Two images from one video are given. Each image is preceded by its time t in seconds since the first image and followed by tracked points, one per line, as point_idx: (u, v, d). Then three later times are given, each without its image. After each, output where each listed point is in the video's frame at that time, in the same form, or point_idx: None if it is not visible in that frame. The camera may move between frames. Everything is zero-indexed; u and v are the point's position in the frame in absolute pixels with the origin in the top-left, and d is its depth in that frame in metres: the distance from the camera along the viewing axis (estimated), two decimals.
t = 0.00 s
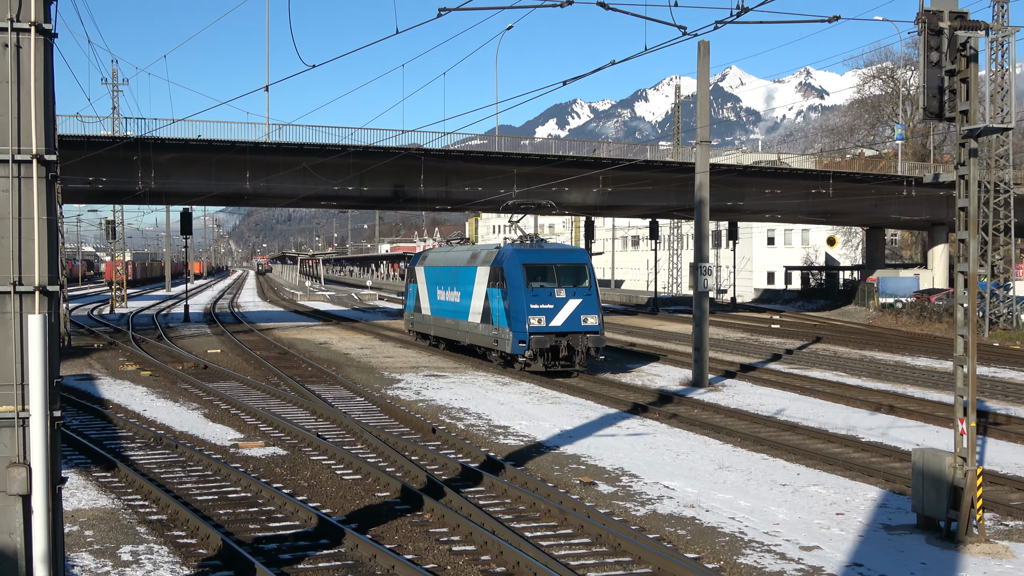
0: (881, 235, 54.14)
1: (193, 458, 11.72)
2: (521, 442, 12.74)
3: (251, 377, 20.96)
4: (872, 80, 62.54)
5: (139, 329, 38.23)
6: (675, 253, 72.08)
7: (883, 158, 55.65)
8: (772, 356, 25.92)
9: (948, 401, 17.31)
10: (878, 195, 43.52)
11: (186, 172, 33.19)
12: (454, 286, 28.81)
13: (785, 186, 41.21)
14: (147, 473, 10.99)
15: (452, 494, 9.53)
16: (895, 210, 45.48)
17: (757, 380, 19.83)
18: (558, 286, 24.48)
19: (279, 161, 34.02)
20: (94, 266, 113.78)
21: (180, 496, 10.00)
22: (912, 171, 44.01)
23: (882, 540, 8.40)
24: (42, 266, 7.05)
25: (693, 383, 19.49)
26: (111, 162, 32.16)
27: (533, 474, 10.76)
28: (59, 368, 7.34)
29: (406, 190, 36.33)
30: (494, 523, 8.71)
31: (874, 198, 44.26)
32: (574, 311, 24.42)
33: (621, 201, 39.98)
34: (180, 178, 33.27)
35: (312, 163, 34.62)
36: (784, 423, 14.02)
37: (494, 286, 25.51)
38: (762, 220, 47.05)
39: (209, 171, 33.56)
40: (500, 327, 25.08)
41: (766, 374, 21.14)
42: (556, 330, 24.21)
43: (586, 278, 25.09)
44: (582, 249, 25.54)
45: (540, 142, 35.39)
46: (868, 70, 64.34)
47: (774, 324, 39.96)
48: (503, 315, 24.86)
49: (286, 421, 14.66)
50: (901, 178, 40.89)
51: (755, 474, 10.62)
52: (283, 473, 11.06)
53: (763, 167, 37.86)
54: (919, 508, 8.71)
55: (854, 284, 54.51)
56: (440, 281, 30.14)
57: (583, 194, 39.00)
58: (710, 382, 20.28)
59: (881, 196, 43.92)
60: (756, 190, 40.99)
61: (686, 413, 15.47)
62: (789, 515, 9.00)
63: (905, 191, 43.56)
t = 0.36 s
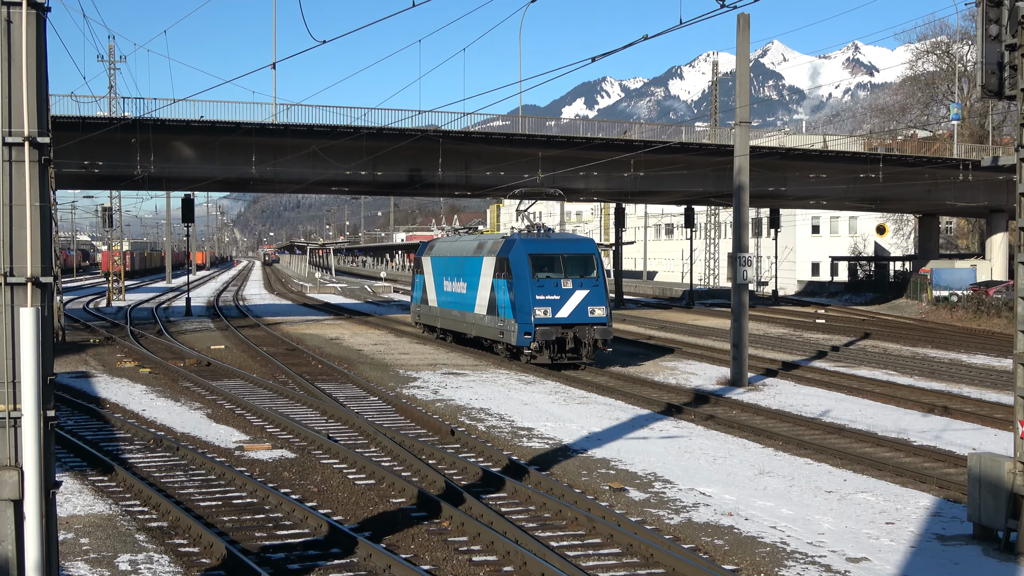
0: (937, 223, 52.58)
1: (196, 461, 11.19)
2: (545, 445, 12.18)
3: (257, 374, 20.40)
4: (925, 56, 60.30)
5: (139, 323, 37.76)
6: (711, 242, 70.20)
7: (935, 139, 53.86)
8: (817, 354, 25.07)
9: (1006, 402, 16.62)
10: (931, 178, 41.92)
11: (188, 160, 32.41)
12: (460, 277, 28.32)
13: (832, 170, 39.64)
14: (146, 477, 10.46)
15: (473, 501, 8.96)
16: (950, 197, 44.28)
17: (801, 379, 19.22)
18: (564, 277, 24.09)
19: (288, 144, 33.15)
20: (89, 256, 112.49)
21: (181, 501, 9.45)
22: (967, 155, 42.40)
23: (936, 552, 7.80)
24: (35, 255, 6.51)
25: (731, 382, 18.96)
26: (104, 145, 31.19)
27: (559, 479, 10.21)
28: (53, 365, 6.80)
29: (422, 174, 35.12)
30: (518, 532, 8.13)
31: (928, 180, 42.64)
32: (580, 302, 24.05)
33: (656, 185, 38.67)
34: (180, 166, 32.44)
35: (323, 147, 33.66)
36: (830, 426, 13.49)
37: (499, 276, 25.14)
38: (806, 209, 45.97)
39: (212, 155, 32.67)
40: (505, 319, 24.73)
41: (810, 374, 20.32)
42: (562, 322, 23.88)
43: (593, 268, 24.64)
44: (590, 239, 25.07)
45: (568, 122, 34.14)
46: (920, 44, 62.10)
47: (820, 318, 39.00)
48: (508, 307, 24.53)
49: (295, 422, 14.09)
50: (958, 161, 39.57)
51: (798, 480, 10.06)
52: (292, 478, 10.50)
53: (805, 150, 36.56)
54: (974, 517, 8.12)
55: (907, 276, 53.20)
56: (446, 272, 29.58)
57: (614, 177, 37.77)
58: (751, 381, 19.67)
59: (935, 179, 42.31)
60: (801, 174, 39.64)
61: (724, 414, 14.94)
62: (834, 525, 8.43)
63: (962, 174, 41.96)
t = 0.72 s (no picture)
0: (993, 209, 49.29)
1: (198, 464, 10.71)
2: (571, 447, 11.70)
3: (262, 372, 19.92)
4: (979, 30, 58.28)
5: (138, 318, 37.38)
6: (751, 231, 68.33)
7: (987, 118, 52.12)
8: (864, 351, 24.47)
9: None
10: (985, 161, 40.50)
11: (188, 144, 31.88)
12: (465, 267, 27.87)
13: (880, 152, 38.72)
14: (145, 481, 9.98)
15: (494, 508, 8.46)
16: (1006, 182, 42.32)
17: (845, 377, 18.70)
18: (570, 267, 23.73)
19: (297, 127, 32.60)
20: (82, 246, 111.63)
21: (184, 507, 8.98)
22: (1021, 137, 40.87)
23: (993, 563, 7.28)
24: (25, 245, 6.01)
25: (770, 380, 18.58)
26: (98, 130, 30.93)
27: (585, 484, 9.75)
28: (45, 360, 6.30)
29: (439, 157, 34.44)
30: (543, 540, 7.63)
31: (984, 163, 41.12)
32: (587, 292, 23.68)
33: (689, 169, 37.56)
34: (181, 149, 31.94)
35: (332, 129, 33.06)
36: (877, 428, 13.07)
37: (504, 267, 24.79)
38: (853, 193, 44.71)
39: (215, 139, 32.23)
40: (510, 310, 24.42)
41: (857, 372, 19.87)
42: (568, 313, 23.50)
43: (600, 257, 24.27)
44: (597, 228, 24.70)
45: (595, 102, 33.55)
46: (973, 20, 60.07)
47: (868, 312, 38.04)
48: (513, 297, 24.20)
49: (303, 422, 13.58)
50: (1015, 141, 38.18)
51: (842, 486, 9.59)
52: (301, 483, 10.02)
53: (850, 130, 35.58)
54: None
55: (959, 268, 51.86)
56: (452, 262, 29.06)
57: (649, 162, 37.01)
58: (791, 378, 19.19)
59: (991, 162, 40.76)
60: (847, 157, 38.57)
61: (764, 414, 14.50)
62: (880, 533, 7.93)
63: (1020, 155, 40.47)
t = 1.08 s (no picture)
0: None
1: (191, 474, 10.24)
2: (588, 456, 11.30)
3: (259, 375, 19.42)
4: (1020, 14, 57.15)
5: (127, 318, 36.88)
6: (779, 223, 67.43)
7: None
8: (902, 353, 24.03)
9: None
10: None
11: (180, 133, 31.47)
12: (462, 263, 27.53)
13: (919, 141, 38.12)
14: (135, 491, 9.54)
15: (506, 520, 8.01)
16: None
17: (881, 381, 18.31)
18: (566, 263, 23.66)
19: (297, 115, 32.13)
20: (67, 241, 110.84)
21: (177, 519, 8.54)
22: None
23: None
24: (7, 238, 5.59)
25: (802, 384, 18.27)
26: (85, 118, 30.48)
27: (604, 496, 9.41)
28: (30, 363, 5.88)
29: (447, 146, 33.91)
30: (558, 555, 7.19)
31: None
32: (583, 288, 23.67)
33: (715, 158, 36.95)
34: (172, 136, 31.51)
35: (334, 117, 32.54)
36: (915, 435, 12.84)
37: (499, 262, 24.62)
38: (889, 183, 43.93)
39: (210, 126, 31.77)
40: (505, 306, 24.32)
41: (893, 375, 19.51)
42: (564, 309, 23.50)
43: (597, 252, 24.16)
44: (593, 222, 24.57)
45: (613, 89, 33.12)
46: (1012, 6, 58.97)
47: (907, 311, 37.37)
48: (507, 293, 24.11)
49: (303, 429, 13.11)
50: None
51: (879, 497, 9.47)
52: (302, 494, 9.55)
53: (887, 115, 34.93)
54: None
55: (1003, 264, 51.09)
56: (450, 257, 28.62)
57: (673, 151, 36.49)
58: (825, 382, 18.85)
59: None
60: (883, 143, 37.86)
61: (794, 420, 14.17)
62: (918, 548, 7.65)
63: None
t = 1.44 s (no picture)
0: None
1: (180, 485, 9.82)
2: (603, 467, 10.98)
3: (254, 380, 18.98)
4: None
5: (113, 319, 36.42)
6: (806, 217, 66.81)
7: None
8: (939, 355, 23.59)
9: None
10: None
11: (170, 124, 31.14)
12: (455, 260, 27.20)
13: (955, 130, 37.68)
14: (120, 503, 9.14)
15: (515, 534, 7.66)
16: None
17: (915, 387, 17.94)
18: (559, 260, 23.34)
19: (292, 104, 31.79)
20: (49, 237, 109.80)
21: (166, 532, 8.16)
22: None
23: None
24: None
25: (832, 390, 17.95)
26: (67, 105, 30.17)
27: (621, 509, 9.20)
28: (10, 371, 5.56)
29: (453, 136, 33.47)
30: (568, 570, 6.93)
31: None
32: (576, 285, 23.33)
33: (738, 148, 36.51)
34: (162, 127, 31.17)
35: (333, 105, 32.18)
36: (952, 446, 12.52)
37: (491, 259, 24.30)
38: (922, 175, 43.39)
39: (202, 117, 31.41)
40: (497, 303, 24.00)
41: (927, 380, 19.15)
42: (557, 306, 23.16)
43: (590, 248, 23.82)
44: (587, 218, 24.23)
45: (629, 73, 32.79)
46: None
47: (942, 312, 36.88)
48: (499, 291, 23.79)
49: (299, 437, 12.67)
50: None
51: (912, 509, 9.40)
52: (299, 507, 9.13)
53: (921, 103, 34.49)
54: None
55: None
56: (443, 253, 28.24)
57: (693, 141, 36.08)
58: (855, 387, 18.50)
59: None
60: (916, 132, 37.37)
61: (823, 429, 13.85)
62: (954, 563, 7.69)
63: None
